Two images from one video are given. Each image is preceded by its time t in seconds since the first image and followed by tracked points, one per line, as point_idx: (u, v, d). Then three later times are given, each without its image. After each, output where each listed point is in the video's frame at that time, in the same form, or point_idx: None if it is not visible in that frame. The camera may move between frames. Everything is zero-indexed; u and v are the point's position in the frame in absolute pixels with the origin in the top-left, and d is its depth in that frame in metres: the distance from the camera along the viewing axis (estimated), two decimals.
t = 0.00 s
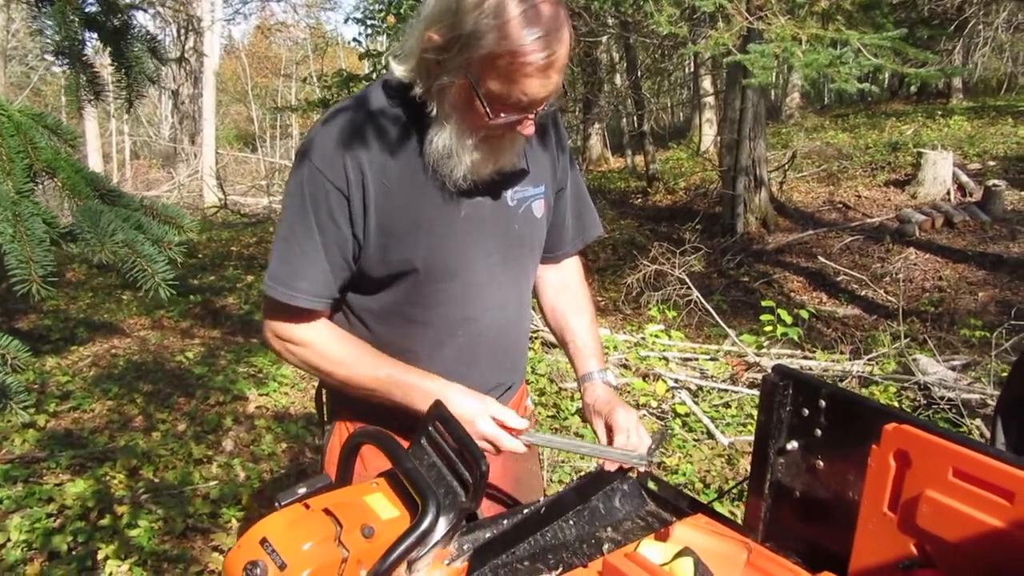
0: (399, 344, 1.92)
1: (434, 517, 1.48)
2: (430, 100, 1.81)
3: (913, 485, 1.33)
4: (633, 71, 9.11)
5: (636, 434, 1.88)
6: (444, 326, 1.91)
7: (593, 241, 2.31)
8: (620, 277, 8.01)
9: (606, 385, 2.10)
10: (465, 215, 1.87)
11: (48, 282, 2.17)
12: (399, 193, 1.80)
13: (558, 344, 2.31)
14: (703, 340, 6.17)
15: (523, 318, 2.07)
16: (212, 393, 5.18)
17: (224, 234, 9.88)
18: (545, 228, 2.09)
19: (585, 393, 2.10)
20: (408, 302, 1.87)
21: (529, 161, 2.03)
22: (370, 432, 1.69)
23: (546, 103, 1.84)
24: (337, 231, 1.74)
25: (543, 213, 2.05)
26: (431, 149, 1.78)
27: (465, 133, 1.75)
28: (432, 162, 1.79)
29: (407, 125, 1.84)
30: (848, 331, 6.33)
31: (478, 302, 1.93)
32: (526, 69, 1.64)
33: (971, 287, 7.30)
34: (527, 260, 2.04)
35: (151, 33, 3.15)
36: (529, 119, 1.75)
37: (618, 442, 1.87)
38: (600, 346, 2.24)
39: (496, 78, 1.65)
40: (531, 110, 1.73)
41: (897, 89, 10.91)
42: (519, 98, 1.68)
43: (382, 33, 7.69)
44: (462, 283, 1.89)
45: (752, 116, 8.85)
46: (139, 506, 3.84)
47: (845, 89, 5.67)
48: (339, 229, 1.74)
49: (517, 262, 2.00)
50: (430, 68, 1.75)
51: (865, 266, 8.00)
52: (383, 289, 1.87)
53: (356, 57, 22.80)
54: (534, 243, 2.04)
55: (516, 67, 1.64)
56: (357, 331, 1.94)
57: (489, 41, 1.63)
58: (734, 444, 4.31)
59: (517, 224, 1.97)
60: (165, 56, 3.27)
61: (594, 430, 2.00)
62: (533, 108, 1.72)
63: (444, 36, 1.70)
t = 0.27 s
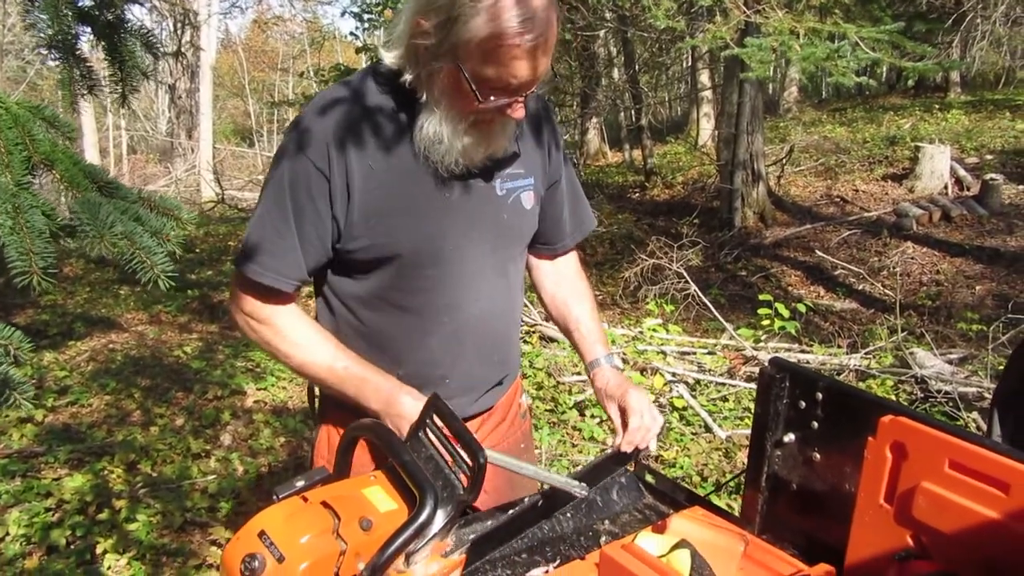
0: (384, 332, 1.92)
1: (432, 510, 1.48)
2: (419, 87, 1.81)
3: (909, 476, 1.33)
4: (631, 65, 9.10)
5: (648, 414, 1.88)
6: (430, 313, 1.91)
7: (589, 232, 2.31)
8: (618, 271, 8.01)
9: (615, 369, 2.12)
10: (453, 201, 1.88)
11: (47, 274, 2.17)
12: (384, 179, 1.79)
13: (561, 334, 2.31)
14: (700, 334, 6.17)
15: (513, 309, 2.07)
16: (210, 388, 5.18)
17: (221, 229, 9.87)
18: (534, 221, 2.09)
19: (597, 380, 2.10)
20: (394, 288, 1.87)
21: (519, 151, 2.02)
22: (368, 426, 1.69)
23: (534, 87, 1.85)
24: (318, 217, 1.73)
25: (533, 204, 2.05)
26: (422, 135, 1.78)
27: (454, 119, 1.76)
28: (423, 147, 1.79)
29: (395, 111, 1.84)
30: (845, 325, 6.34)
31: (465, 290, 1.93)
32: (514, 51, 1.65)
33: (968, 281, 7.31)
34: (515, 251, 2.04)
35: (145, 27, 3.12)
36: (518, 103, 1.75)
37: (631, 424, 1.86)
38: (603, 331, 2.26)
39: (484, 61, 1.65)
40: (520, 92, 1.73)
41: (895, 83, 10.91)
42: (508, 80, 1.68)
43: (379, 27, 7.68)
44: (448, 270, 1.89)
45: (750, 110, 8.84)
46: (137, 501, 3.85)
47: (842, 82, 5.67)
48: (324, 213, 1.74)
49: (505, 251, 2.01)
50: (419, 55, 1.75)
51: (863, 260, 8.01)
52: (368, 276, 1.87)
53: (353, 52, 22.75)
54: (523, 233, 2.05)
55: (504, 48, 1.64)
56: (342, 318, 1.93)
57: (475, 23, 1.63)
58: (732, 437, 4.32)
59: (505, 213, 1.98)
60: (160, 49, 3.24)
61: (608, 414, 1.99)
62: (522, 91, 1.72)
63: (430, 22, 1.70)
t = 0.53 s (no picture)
0: (379, 328, 1.92)
1: (430, 505, 1.48)
2: (408, 81, 1.81)
3: (905, 472, 1.34)
4: (630, 61, 9.10)
5: (653, 400, 1.88)
6: (424, 309, 1.91)
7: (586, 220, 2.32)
8: (616, 266, 8.01)
9: (621, 353, 2.12)
10: (445, 196, 1.88)
11: (45, 270, 2.17)
12: (378, 176, 1.79)
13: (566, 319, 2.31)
14: (699, 330, 6.18)
15: (506, 304, 2.07)
16: (207, 382, 5.18)
17: (219, 223, 9.85)
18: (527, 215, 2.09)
19: (603, 365, 2.10)
20: (388, 284, 1.87)
21: (508, 146, 2.02)
22: (366, 420, 1.69)
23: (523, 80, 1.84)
24: (312, 213, 1.74)
25: (524, 197, 2.05)
26: (411, 130, 1.78)
27: (444, 113, 1.75)
28: (412, 143, 1.79)
29: (387, 107, 1.84)
30: (843, 321, 6.34)
31: (459, 285, 1.93)
32: (501, 42, 1.65)
33: (966, 277, 7.31)
34: (508, 245, 2.04)
35: (142, 22, 3.12)
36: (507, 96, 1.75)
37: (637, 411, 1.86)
38: (607, 314, 2.26)
39: (473, 53, 1.65)
40: (509, 85, 1.72)
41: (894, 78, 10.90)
42: (495, 72, 1.68)
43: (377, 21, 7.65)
44: (441, 266, 1.89)
45: (748, 105, 8.83)
46: (135, 495, 3.85)
47: (841, 78, 5.66)
48: (317, 209, 1.74)
49: (499, 246, 2.00)
50: (406, 49, 1.75)
51: (861, 256, 8.01)
52: (362, 272, 1.87)
53: (351, 46, 22.69)
54: (516, 227, 2.04)
55: (493, 40, 1.64)
56: (336, 315, 1.93)
57: (462, 15, 1.63)
58: (730, 433, 4.33)
59: (498, 208, 1.97)
60: (156, 45, 3.24)
61: (613, 401, 1.99)
62: (512, 83, 1.72)
63: (418, 16, 1.69)
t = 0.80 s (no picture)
0: (379, 328, 1.92)
1: (429, 504, 1.48)
2: (403, 80, 1.81)
3: (903, 469, 1.34)
4: (628, 58, 9.11)
5: (628, 405, 1.85)
6: (423, 309, 1.91)
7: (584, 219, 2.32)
8: (614, 264, 8.01)
9: (600, 355, 2.10)
10: (443, 195, 1.88)
11: (39, 272, 2.18)
12: (377, 177, 1.79)
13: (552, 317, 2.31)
14: (697, 327, 6.18)
15: (505, 302, 2.07)
16: (206, 381, 5.18)
17: (217, 221, 9.84)
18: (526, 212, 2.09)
19: (580, 365, 2.08)
20: (388, 284, 1.87)
21: (506, 145, 2.02)
22: (364, 419, 1.70)
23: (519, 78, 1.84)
24: (313, 215, 1.74)
25: (522, 195, 2.05)
26: (409, 130, 1.78)
27: (440, 113, 1.75)
28: (411, 143, 1.79)
29: (384, 108, 1.84)
30: (841, 318, 6.35)
31: (458, 285, 1.93)
32: (496, 41, 1.65)
33: (964, 274, 7.32)
34: (507, 244, 2.04)
35: (139, 23, 3.12)
36: (503, 95, 1.75)
37: (612, 415, 1.83)
38: (593, 316, 2.24)
39: (467, 53, 1.65)
40: (505, 84, 1.72)
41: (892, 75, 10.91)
42: (491, 72, 1.68)
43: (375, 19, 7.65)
44: (440, 266, 1.89)
45: (746, 103, 8.83)
46: (134, 494, 3.85)
47: (839, 76, 5.67)
48: (316, 211, 1.74)
49: (497, 245, 2.00)
50: (401, 49, 1.75)
51: (859, 253, 8.02)
52: (362, 273, 1.87)
53: (349, 43, 22.66)
54: (515, 225, 2.04)
55: (488, 40, 1.64)
56: (337, 316, 1.93)
57: (456, 15, 1.63)
58: (728, 430, 4.33)
59: (495, 206, 1.97)
60: (154, 45, 3.24)
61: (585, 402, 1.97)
62: (506, 82, 1.72)
63: (412, 16, 1.69)
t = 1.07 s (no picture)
0: (378, 335, 1.93)
1: (427, 511, 1.48)
2: (400, 91, 1.81)
3: (901, 475, 1.34)
4: (626, 64, 9.15)
5: (621, 421, 1.87)
6: (421, 316, 1.91)
7: (581, 228, 2.32)
8: (612, 269, 8.02)
9: (592, 373, 2.10)
10: (440, 203, 1.88)
11: (34, 281, 2.19)
12: (374, 185, 1.80)
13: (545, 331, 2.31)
14: (695, 332, 6.19)
15: (503, 309, 2.07)
16: (204, 387, 5.17)
17: (215, 227, 9.85)
18: (524, 220, 2.09)
19: (571, 383, 2.10)
20: (385, 292, 1.88)
21: (504, 153, 2.02)
22: (362, 426, 1.70)
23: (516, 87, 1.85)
24: (311, 223, 1.75)
25: (521, 203, 2.05)
26: (407, 140, 1.79)
27: (437, 121, 1.76)
28: (408, 152, 1.80)
29: (382, 117, 1.84)
30: (839, 323, 6.36)
31: (455, 292, 1.93)
32: (491, 51, 1.65)
33: (962, 278, 7.34)
34: (505, 252, 2.04)
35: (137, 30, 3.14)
36: (499, 104, 1.75)
37: (605, 432, 1.85)
38: (586, 334, 2.25)
39: (463, 63, 1.66)
40: (501, 93, 1.73)
41: (889, 80, 10.94)
42: (486, 82, 1.68)
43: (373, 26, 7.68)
44: (438, 274, 1.89)
45: (744, 108, 8.85)
46: (131, 501, 3.85)
47: (836, 81, 5.68)
48: (314, 218, 1.74)
49: (494, 252, 2.00)
50: (398, 59, 1.75)
51: (857, 258, 8.03)
52: (360, 280, 1.87)
53: (348, 50, 22.71)
54: (513, 233, 2.04)
55: (483, 50, 1.64)
56: (337, 322, 1.94)
57: (451, 26, 1.63)
58: (726, 436, 4.33)
59: (493, 215, 1.98)
60: (151, 52, 3.26)
61: (580, 421, 1.99)
62: (502, 92, 1.73)
63: (407, 27, 1.70)
